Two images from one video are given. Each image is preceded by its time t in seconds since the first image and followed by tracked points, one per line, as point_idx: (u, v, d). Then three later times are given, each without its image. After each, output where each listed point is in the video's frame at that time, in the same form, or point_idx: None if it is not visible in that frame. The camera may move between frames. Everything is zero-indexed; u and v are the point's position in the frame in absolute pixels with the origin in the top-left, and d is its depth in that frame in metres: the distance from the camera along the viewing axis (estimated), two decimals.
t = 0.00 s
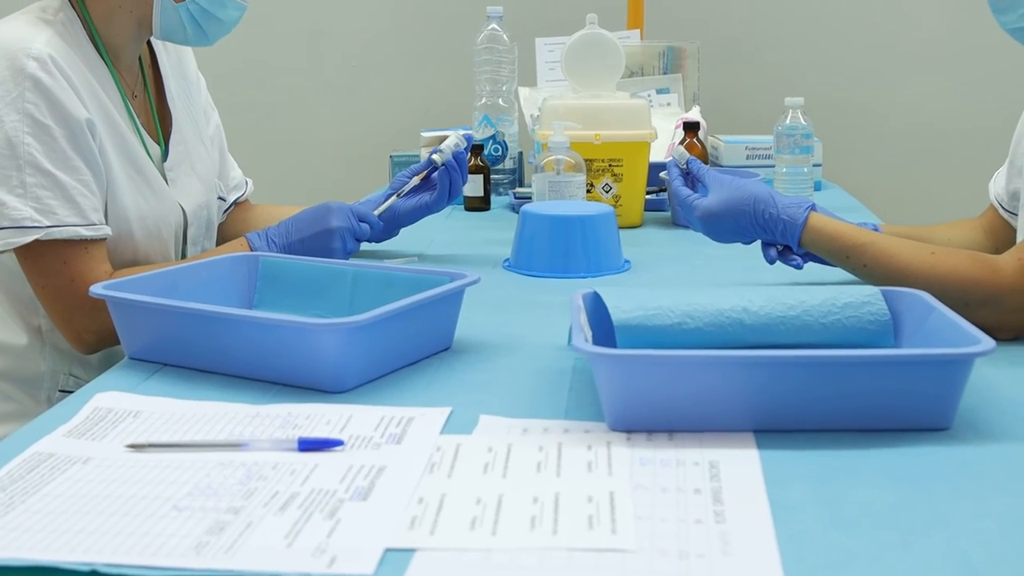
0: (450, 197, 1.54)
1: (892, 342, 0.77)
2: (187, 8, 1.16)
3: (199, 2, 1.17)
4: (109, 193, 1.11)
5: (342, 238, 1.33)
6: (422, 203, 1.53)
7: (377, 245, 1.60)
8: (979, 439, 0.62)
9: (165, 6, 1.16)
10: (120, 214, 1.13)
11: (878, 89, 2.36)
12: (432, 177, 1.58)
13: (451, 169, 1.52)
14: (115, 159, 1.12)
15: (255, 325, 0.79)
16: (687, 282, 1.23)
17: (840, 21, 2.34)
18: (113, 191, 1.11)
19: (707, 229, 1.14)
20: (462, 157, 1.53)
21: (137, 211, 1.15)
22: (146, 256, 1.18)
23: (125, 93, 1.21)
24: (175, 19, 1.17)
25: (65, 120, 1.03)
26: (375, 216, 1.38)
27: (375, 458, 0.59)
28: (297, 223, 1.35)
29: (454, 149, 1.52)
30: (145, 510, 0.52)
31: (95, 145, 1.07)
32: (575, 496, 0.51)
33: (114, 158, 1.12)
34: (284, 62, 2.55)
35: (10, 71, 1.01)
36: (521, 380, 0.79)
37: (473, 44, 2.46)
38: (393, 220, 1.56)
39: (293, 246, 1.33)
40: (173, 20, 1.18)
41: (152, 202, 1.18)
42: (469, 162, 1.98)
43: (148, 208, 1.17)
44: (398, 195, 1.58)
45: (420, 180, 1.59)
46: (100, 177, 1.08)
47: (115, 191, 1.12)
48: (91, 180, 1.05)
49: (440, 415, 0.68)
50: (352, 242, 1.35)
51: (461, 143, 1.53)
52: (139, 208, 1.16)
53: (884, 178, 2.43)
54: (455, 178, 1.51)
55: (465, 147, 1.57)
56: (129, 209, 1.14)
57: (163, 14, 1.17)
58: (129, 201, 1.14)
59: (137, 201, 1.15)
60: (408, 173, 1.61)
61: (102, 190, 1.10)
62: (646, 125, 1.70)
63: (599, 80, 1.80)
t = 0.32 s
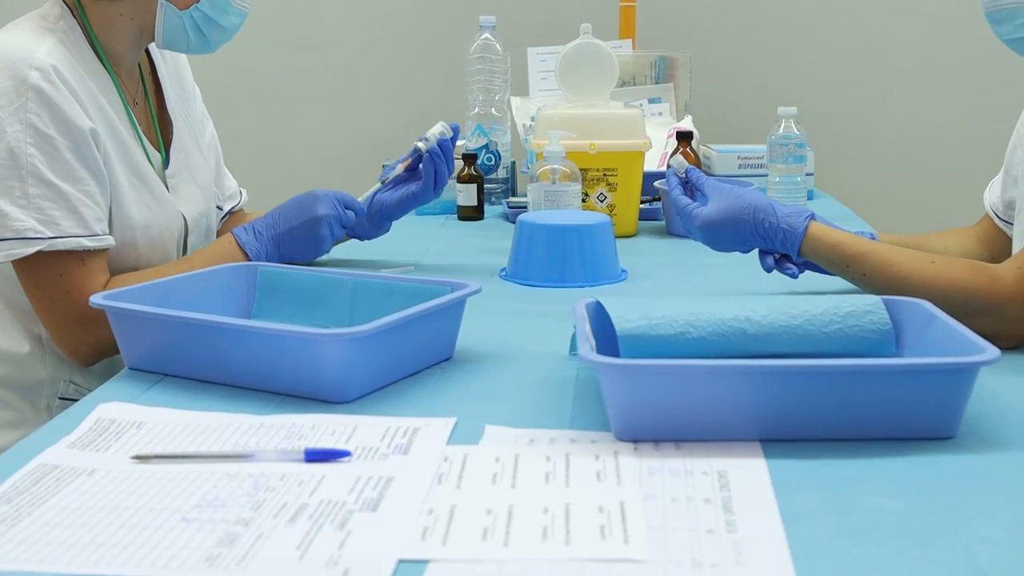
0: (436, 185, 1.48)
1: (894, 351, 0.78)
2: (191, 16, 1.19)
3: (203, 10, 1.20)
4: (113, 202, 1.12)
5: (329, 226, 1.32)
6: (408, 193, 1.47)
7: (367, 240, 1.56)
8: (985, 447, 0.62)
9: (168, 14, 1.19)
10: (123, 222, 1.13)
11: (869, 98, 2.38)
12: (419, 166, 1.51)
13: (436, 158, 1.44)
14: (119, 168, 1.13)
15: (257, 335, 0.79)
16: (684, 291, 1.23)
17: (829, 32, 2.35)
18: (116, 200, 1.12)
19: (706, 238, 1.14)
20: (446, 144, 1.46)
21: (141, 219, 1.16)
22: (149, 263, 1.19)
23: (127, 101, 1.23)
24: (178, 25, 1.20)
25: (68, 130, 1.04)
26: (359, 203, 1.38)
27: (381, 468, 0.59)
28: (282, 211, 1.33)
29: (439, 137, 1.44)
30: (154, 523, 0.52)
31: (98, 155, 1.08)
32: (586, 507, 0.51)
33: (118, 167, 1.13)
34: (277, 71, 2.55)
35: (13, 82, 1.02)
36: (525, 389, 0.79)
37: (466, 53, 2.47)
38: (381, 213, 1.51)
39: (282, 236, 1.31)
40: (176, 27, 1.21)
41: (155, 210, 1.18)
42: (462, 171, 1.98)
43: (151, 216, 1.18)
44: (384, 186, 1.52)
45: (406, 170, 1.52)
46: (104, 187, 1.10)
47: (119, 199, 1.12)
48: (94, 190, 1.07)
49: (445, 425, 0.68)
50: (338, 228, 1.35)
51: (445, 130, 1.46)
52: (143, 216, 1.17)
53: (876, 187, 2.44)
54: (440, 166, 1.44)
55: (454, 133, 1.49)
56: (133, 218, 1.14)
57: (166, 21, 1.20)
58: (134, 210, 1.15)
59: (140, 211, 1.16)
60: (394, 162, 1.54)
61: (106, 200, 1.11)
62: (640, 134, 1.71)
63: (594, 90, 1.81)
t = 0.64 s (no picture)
0: (432, 174, 1.45)
1: (902, 360, 0.78)
2: (193, 20, 1.22)
3: (205, 14, 1.23)
4: (120, 208, 1.13)
5: (322, 210, 1.27)
6: (404, 185, 1.45)
7: (370, 235, 1.56)
8: (999, 457, 0.63)
9: (171, 19, 1.22)
10: (132, 228, 1.15)
11: (865, 108, 2.40)
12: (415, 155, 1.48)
13: (429, 145, 1.40)
14: (126, 175, 1.14)
15: (267, 345, 0.79)
16: (688, 300, 1.24)
17: (822, 43, 2.37)
18: (124, 206, 1.13)
19: (711, 247, 1.14)
20: (441, 132, 1.41)
21: (149, 225, 1.17)
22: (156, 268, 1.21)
23: (133, 107, 1.24)
24: (181, 30, 1.23)
25: (73, 138, 1.04)
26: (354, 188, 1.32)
27: (397, 479, 0.59)
28: (274, 199, 1.29)
29: (433, 125, 1.40)
30: (171, 536, 0.52)
31: (104, 163, 1.08)
32: (605, 517, 0.52)
33: (124, 174, 1.13)
34: (275, 81, 2.56)
35: (17, 91, 1.03)
36: (534, 399, 0.79)
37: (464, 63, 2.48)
38: (381, 207, 1.50)
39: (274, 222, 1.27)
40: (178, 33, 1.23)
41: (162, 216, 1.20)
42: (461, 181, 1.98)
43: (159, 222, 1.19)
44: (382, 180, 1.51)
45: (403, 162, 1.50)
46: (111, 195, 1.10)
47: (126, 205, 1.13)
48: (100, 199, 1.07)
49: (459, 435, 0.68)
50: (332, 213, 1.30)
51: (439, 118, 1.42)
52: (151, 222, 1.18)
53: (874, 197, 2.46)
54: (433, 156, 1.41)
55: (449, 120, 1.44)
56: (141, 223, 1.16)
57: (168, 27, 1.22)
58: (142, 215, 1.16)
59: (148, 216, 1.17)
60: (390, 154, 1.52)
61: (113, 208, 1.11)
62: (640, 144, 1.72)
63: (593, 98, 1.82)
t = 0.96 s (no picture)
0: (437, 189, 1.45)
1: (912, 371, 0.79)
2: (197, 32, 1.23)
3: (209, 26, 1.23)
4: (124, 219, 1.13)
5: (327, 227, 1.27)
6: (408, 201, 1.45)
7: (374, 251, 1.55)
8: (1013, 467, 0.63)
9: (174, 30, 1.22)
10: (135, 238, 1.14)
11: (861, 119, 2.42)
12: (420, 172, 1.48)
13: (435, 160, 1.41)
14: (129, 186, 1.14)
15: (278, 357, 0.79)
16: (692, 311, 1.24)
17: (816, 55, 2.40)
18: (127, 217, 1.13)
19: (717, 257, 1.14)
20: (446, 147, 1.42)
21: (152, 236, 1.17)
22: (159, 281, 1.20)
23: (136, 118, 1.24)
24: (184, 41, 1.23)
25: (76, 149, 1.04)
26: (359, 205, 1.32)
27: (415, 491, 0.59)
28: (279, 215, 1.29)
29: (439, 139, 1.41)
30: (191, 549, 0.52)
31: (106, 173, 1.08)
32: (626, 528, 0.52)
33: (127, 184, 1.13)
34: (273, 92, 2.56)
35: (21, 102, 1.03)
36: (545, 411, 0.79)
37: (461, 74, 2.49)
38: (385, 222, 1.49)
39: (279, 239, 1.27)
40: (181, 44, 1.24)
41: (166, 227, 1.20)
42: (459, 192, 1.99)
43: (162, 233, 1.19)
44: (387, 195, 1.51)
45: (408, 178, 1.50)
46: (114, 205, 1.10)
47: (129, 216, 1.13)
48: (102, 209, 1.07)
49: (473, 446, 0.68)
50: (337, 229, 1.29)
51: (444, 132, 1.42)
52: (154, 233, 1.18)
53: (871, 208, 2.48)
54: (438, 171, 1.41)
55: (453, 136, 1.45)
56: (144, 233, 1.16)
57: (172, 38, 1.23)
58: (145, 226, 1.16)
59: (152, 227, 1.17)
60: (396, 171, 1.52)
61: (116, 219, 1.11)
62: (640, 154, 1.73)
63: (593, 110, 1.83)
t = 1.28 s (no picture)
0: (444, 206, 1.46)
1: (922, 382, 0.79)
2: (204, 46, 1.23)
3: (216, 41, 1.24)
4: (131, 231, 1.13)
5: (338, 251, 1.30)
6: (416, 216, 1.45)
7: (379, 264, 1.55)
8: None
9: (181, 44, 1.22)
10: (142, 251, 1.15)
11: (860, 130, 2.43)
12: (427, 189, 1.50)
13: (442, 177, 1.42)
14: (136, 198, 1.14)
15: (291, 369, 0.79)
16: (697, 322, 1.24)
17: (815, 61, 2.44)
18: (134, 230, 1.13)
19: (724, 267, 1.15)
20: (453, 163, 1.43)
21: (159, 248, 1.18)
22: (165, 294, 1.21)
23: (142, 130, 1.25)
24: (190, 55, 1.24)
25: (84, 162, 1.05)
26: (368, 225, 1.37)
27: (434, 503, 0.59)
28: (288, 239, 1.31)
29: (446, 156, 1.42)
30: (211, 563, 0.52)
31: (114, 186, 1.09)
32: (648, 539, 0.52)
33: (134, 197, 1.14)
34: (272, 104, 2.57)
35: (29, 114, 1.03)
36: (557, 422, 0.79)
37: (461, 86, 2.50)
38: (391, 237, 1.50)
39: (289, 263, 1.29)
40: (187, 58, 1.24)
41: (173, 239, 1.20)
42: (460, 203, 1.99)
43: (169, 245, 1.19)
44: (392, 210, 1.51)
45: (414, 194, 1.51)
46: (121, 218, 1.10)
47: (137, 228, 1.14)
48: (110, 222, 1.07)
49: (489, 458, 0.68)
50: (347, 252, 1.33)
51: (451, 148, 1.44)
52: (161, 245, 1.18)
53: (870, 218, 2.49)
54: (446, 188, 1.42)
55: (459, 153, 1.47)
56: (151, 245, 1.16)
57: (178, 52, 1.23)
58: (152, 238, 1.16)
59: (158, 238, 1.17)
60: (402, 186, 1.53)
61: (124, 231, 1.12)
62: (642, 165, 1.73)
63: (593, 121, 1.83)
